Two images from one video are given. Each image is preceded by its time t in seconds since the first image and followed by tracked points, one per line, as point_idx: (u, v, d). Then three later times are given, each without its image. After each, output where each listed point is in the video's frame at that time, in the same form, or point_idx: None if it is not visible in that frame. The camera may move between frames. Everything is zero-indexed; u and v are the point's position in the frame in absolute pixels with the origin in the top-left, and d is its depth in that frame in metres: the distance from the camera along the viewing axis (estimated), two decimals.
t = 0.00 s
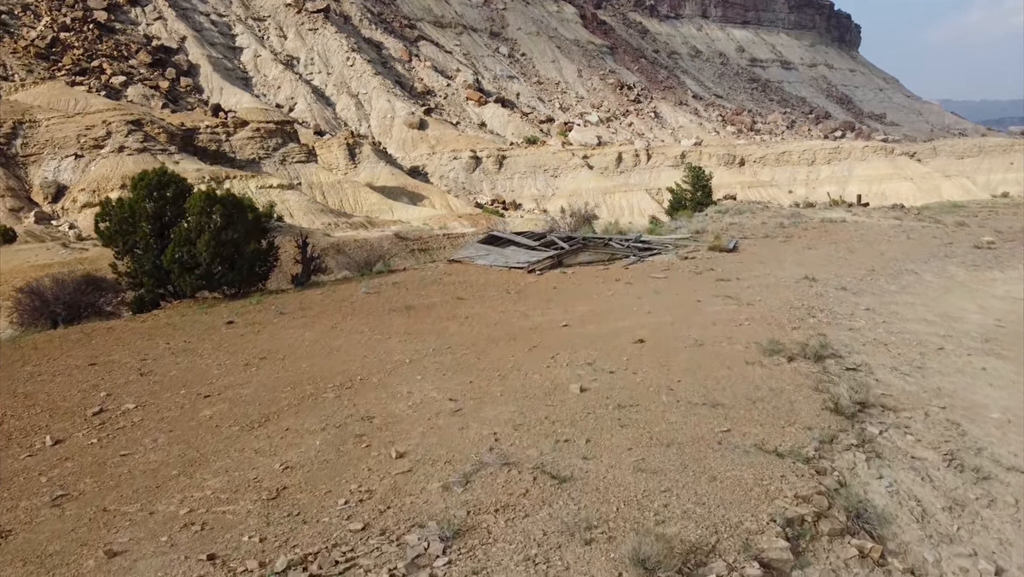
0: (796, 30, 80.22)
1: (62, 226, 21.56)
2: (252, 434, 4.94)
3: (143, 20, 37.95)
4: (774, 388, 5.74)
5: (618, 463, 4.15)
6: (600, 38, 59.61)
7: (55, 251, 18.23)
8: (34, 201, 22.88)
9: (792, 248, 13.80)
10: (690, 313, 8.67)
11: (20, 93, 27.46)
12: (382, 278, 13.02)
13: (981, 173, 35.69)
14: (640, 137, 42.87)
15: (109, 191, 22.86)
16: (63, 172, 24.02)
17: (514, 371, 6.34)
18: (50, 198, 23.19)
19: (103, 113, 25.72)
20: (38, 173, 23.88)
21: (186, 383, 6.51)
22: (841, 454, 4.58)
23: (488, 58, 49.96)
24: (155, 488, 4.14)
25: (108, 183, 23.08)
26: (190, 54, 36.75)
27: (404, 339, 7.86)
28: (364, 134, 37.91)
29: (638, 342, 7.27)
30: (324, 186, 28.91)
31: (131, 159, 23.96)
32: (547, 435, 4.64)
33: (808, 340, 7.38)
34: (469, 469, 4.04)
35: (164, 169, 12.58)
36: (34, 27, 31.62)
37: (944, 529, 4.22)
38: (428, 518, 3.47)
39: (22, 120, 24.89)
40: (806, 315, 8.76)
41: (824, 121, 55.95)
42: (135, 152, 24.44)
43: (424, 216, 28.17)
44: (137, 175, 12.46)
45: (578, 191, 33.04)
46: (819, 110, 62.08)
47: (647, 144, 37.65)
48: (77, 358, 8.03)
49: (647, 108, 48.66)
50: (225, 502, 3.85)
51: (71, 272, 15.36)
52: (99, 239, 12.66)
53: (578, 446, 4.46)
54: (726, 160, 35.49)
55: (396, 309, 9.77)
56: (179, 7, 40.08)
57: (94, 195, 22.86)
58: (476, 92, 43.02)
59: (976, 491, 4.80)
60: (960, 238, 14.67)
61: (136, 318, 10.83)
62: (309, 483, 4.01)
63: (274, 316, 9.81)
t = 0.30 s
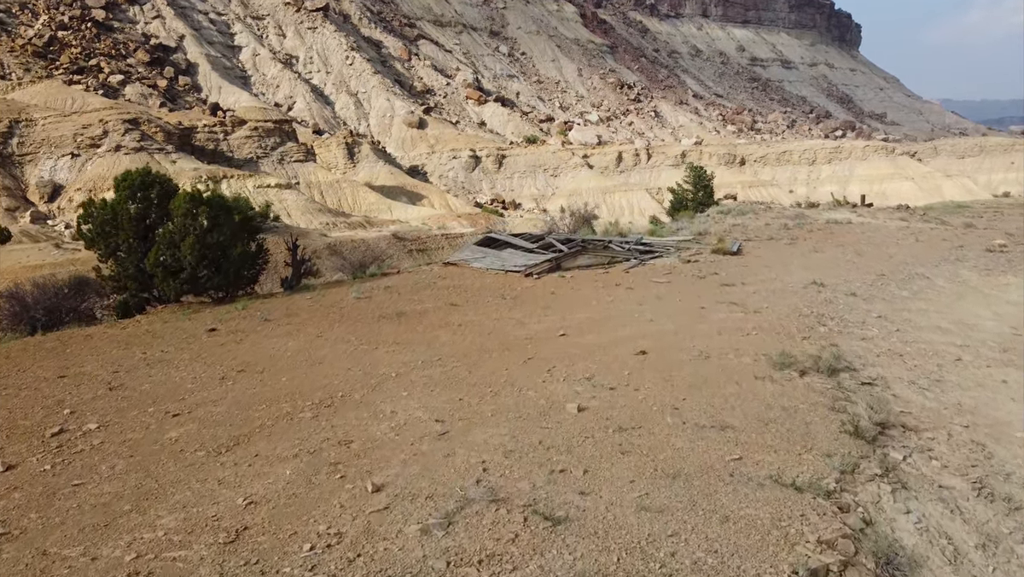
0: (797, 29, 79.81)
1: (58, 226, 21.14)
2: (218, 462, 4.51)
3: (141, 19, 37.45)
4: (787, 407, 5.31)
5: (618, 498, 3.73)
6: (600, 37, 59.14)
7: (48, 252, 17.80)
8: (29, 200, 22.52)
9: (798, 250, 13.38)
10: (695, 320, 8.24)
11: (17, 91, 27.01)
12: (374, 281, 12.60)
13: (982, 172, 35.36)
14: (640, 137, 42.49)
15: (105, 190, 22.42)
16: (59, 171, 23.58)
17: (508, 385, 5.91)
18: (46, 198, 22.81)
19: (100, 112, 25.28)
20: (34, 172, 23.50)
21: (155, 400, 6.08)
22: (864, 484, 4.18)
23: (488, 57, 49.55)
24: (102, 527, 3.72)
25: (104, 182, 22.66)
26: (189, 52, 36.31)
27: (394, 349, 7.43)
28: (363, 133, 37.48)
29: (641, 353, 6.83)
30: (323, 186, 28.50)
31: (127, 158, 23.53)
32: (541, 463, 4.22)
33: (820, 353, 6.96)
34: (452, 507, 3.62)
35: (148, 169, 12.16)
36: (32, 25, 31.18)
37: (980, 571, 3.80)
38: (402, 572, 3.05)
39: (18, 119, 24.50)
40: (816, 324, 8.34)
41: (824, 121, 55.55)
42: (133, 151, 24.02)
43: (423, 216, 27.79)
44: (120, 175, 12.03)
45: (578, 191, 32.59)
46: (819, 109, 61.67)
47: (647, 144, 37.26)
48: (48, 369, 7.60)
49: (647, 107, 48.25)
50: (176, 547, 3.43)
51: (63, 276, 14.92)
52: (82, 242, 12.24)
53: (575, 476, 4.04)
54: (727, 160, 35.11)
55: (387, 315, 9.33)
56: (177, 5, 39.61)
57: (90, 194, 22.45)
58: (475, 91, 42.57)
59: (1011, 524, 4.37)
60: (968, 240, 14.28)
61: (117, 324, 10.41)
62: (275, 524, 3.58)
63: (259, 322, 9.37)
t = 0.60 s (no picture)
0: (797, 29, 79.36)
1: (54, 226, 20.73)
2: (175, 498, 4.07)
3: (139, 17, 36.90)
4: (804, 431, 4.88)
5: (621, 548, 3.30)
6: (600, 36, 58.65)
7: (39, 254, 17.33)
8: (24, 199, 22.07)
9: (805, 254, 12.94)
10: (701, 330, 7.80)
11: (13, 90, 26.52)
12: (366, 285, 12.15)
13: (982, 172, 35.04)
14: (640, 136, 42.09)
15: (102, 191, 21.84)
16: (55, 170, 23.12)
17: (500, 404, 5.45)
18: (42, 197, 22.33)
19: (97, 111, 24.76)
20: (30, 171, 23.07)
21: (119, 421, 5.63)
22: (894, 524, 3.74)
23: (488, 56, 49.11)
24: None
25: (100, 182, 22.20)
26: (187, 51, 35.84)
27: (381, 361, 6.97)
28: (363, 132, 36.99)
29: (643, 368, 6.38)
30: (321, 185, 28.08)
31: (124, 157, 23.09)
32: (533, 501, 3.78)
33: (835, 366, 6.54)
34: (431, 561, 3.18)
35: (130, 171, 11.71)
36: (29, 24, 30.72)
37: None
38: None
39: (15, 117, 24.09)
40: (830, 333, 7.89)
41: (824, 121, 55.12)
42: (129, 150, 23.53)
43: (422, 216, 27.42)
44: (102, 177, 11.57)
45: (578, 190, 32.15)
46: (820, 108, 61.25)
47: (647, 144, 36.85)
48: (14, 383, 7.15)
49: (648, 106, 47.80)
50: None
51: (53, 280, 14.44)
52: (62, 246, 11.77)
53: (571, 518, 3.60)
54: (727, 159, 34.67)
55: (376, 323, 8.86)
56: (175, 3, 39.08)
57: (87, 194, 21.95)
58: (475, 90, 42.11)
59: None
60: (979, 243, 13.85)
61: (96, 331, 9.95)
62: None
63: (242, 331, 8.91)
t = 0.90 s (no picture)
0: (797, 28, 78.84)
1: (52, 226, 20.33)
2: (123, 544, 3.64)
3: (138, 16, 36.32)
4: (825, 461, 4.45)
5: None
6: (600, 35, 58.10)
7: (32, 254, 16.91)
8: (19, 198, 21.56)
9: (812, 257, 12.49)
10: (708, 343, 7.34)
11: (9, 89, 26.00)
12: (358, 290, 11.70)
13: (982, 172, 34.74)
14: (641, 135, 41.68)
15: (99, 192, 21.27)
16: (51, 170, 22.62)
17: (493, 427, 4.99)
18: (37, 197, 21.82)
19: (94, 109, 24.22)
20: (26, 172, 22.60)
21: (78, 447, 5.17)
22: None
23: (488, 55, 48.65)
24: None
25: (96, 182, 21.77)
26: (186, 50, 35.33)
27: (367, 375, 6.51)
28: (361, 131, 36.48)
29: (648, 386, 5.92)
30: (319, 184, 27.61)
31: (119, 158, 22.63)
32: (525, 552, 3.34)
33: (852, 383, 6.11)
34: None
35: (110, 172, 11.28)
36: (27, 23, 30.24)
37: None
38: None
39: (11, 116, 23.56)
40: (846, 347, 7.42)
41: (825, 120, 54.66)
42: (125, 150, 23.06)
43: (422, 215, 27.07)
44: (81, 178, 11.14)
45: (579, 190, 31.71)
46: (822, 107, 60.80)
47: (647, 143, 36.41)
48: None
49: (648, 105, 47.35)
50: None
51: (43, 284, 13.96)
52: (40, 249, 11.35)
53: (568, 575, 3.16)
54: (727, 159, 34.17)
55: (365, 331, 8.40)
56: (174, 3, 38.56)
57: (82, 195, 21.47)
58: (475, 89, 41.64)
59: None
60: (991, 246, 13.41)
61: (73, 339, 9.52)
62: None
63: (224, 341, 8.46)
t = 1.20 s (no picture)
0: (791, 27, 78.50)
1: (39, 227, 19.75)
2: None
3: (129, 13, 35.62)
4: (845, 496, 4.03)
5: None
6: (594, 33, 57.60)
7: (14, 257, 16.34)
8: (6, 197, 20.32)
9: (814, 261, 12.07)
10: (712, 354, 6.92)
11: None
12: (343, 294, 11.22)
13: (976, 172, 34.57)
14: (635, 135, 41.39)
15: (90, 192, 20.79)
16: (41, 169, 21.60)
17: (477, 456, 4.54)
18: (26, 196, 20.61)
19: (82, 109, 23.66)
20: (14, 171, 21.52)
21: (23, 476, 4.71)
22: None
23: (481, 54, 48.16)
24: None
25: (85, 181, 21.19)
26: (177, 48, 34.68)
27: (344, 393, 6.06)
28: (353, 130, 35.95)
29: (647, 405, 5.47)
30: (311, 183, 27.08)
31: (109, 157, 22.07)
32: None
33: (867, 402, 5.68)
34: None
35: (82, 172, 10.77)
36: (14, 19, 29.52)
37: None
38: None
39: None
40: (857, 358, 7.01)
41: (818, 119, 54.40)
42: (114, 149, 22.50)
43: (415, 215, 26.64)
44: (51, 180, 10.63)
45: (573, 189, 31.30)
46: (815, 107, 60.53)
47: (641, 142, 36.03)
48: None
49: (642, 104, 46.96)
50: None
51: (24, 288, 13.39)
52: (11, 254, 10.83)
53: None
54: (721, 158, 33.79)
55: (347, 341, 7.94)
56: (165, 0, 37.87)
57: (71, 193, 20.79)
58: (468, 87, 41.17)
59: None
60: (997, 249, 13.01)
61: (44, 348, 9.02)
62: None
63: (198, 353, 8.00)
